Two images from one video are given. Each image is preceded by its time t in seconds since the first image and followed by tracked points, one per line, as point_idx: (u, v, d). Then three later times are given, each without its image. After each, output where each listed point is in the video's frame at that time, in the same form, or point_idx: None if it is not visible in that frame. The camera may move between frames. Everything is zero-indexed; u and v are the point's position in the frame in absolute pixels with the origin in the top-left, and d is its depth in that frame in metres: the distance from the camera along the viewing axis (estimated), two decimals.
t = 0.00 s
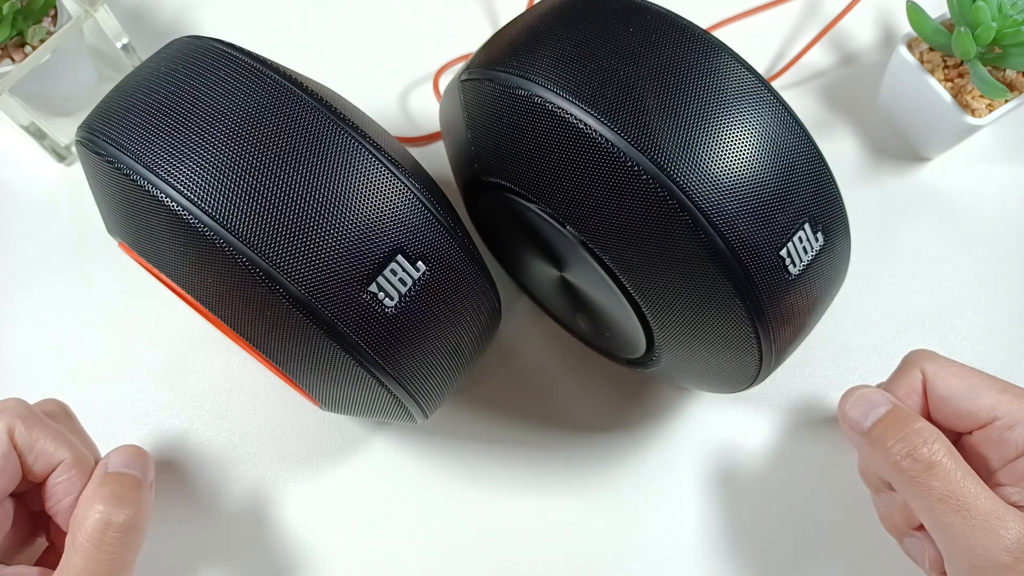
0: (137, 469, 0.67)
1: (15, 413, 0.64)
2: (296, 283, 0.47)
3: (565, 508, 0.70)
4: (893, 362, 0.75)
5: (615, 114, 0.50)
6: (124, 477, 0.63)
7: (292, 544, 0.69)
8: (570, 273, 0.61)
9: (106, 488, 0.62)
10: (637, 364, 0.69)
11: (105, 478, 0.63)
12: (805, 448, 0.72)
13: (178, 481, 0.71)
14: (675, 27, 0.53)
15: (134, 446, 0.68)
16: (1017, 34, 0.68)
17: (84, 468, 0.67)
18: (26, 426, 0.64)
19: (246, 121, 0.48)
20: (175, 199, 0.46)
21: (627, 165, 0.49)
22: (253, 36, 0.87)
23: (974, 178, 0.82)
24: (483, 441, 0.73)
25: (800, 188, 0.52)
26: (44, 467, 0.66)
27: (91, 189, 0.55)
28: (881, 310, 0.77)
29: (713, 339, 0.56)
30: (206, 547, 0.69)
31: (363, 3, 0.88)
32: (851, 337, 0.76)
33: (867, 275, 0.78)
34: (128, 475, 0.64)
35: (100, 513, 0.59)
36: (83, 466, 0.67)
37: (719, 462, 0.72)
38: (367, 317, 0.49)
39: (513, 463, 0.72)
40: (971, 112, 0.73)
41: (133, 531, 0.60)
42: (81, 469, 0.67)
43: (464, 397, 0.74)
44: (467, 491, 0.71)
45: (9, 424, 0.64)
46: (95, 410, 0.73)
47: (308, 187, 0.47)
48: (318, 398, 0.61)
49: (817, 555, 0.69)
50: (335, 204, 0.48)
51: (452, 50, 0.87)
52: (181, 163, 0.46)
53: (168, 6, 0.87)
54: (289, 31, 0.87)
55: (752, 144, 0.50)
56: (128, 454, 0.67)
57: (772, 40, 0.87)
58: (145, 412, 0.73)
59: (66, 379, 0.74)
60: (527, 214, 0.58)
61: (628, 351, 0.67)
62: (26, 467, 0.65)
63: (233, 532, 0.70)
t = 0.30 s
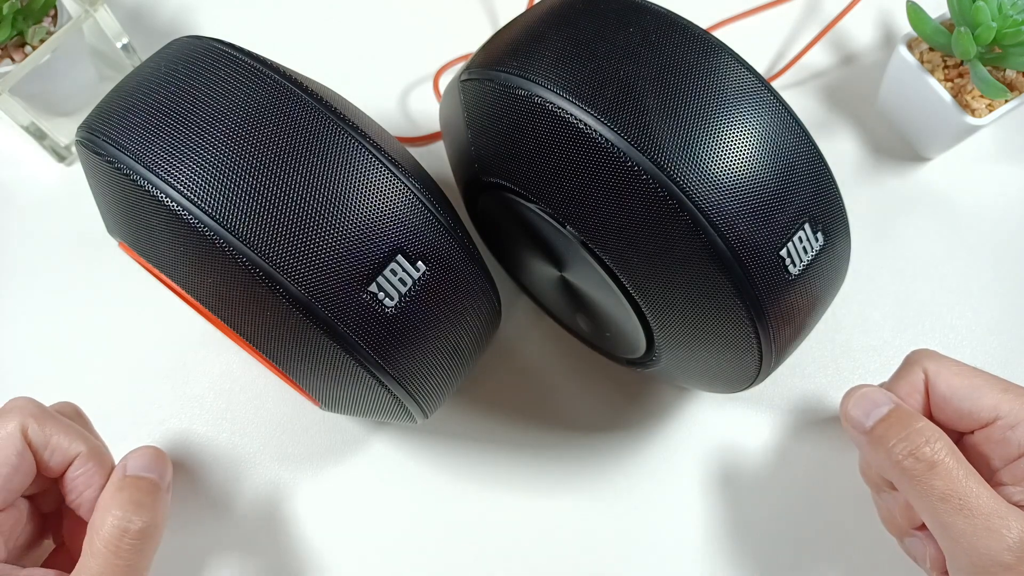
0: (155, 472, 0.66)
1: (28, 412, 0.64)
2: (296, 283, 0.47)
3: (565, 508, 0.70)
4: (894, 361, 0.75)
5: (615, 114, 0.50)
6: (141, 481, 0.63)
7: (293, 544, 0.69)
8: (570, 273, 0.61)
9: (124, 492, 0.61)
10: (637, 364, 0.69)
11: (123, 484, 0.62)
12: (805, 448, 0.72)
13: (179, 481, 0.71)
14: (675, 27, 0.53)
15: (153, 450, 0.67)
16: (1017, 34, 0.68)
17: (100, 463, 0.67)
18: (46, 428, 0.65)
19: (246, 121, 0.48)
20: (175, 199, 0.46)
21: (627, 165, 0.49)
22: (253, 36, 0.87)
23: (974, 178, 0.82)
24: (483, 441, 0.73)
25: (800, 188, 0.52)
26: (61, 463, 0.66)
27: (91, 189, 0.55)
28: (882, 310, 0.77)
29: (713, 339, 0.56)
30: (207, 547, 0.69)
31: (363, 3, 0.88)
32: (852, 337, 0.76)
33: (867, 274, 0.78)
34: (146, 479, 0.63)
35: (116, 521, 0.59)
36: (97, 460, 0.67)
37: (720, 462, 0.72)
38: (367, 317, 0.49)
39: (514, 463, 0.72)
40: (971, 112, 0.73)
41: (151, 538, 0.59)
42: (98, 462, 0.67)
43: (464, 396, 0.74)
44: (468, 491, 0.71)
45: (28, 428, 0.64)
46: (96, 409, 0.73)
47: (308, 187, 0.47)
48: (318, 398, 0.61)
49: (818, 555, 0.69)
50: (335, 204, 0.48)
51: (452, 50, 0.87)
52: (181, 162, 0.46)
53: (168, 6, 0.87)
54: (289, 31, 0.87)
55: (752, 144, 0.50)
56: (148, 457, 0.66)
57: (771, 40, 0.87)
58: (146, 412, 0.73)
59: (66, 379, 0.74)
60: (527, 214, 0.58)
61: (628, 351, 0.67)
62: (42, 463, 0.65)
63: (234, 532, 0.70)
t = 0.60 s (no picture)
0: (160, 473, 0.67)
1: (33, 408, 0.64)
2: (296, 283, 0.47)
3: (566, 509, 0.70)
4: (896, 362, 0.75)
5: (615, 114, 0.50)
6: (147, 481, 0.63)
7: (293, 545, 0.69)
8: (570, 273, 0.61)
9: (130, 492, 0.61)
10: (637, 364, 0.69)
11: (129, 484, 0.62)
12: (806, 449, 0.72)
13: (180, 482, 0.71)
14: (675, 27, 0.53)
15: (159, 450, 0.67)
16: (1017, 34, 0.68)
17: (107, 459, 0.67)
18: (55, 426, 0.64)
19: (246, 121, 0.48)
20: (175, 199, 0.46)
21: (627, 164, 0.49)
22: (253, 35, 0.87)
23: (974, 178, 0.82)
24: (483, 441, 0.73)
25: (800, 188, 0.52)
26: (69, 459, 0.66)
27: (91, 189, 0.55)
28: (881, 310, 0.77)
29: (713, 339, 0.56)
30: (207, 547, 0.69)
31: (363, 3, 0.88)
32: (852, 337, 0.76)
33: (867, 274, 0.78)
34: (152, 479, 0.63)
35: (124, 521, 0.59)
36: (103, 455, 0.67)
37: (720, 462, 0.72)
38: (366, 317, 0.49)
39: (515, 463, 0.72)
40: (971, 112, 0.73)
41: (156, 538, 0.59)
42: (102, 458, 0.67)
43: (464, 396, 0.74)
44: (468, 491, 0.71)
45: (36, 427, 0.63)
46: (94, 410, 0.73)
47: (309, 187, 0.47)
48: (318, 398, 0.61)
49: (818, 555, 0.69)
50: (335, 204, 0.48)
51: (453, 50, 0.87)
52: (181, 162, 0.46)
53: (168, 6, 0.87)
54: (288, 31, 0.87)
55: (752, 144, 0.50)
56: (154, 457, 0.66)
57: (771, 40, 0.87)
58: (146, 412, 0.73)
59: (66, 379, 0.74)
60: (526, 213, 0.58)
61: (628, 351, 0.67)
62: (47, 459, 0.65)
63: (235, 532, 0.70)
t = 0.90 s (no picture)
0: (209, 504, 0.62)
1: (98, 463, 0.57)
2: (296, 283, 0.47)
3: (565, 510, 0.70)
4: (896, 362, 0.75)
5: (616, 114, 0.50)
6: (194, 517, 0.59)
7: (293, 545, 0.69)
8: (571, 273, 0.61)
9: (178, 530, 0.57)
10: (637, 364, 0.69)
11: (181, 514, 0.59)
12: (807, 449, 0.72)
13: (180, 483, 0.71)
14: (675, 27, 0.53)
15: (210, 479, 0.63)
16: (1017, 34, 0.68)
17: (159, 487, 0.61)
18: (115, 475, 0.57)
19: (246, 121, 0.48)
20: (175, 199, 0.46)
21: (627, 164, 0.49)
22: (254, 35, 0.87)
23: (974, 178, 0.82)
24: (483, 442, 0.73)
25: (800, 187, 0.52)
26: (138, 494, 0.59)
27: (90, 189, 0.55)
28: (882, 310, 0.77)
29: (713, 339, 0.56)
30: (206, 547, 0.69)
31: (362, 3, 0.88)
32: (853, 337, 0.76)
33: (867, 275, 0.78)
34: (199, 514, 0.59)
35: (180, 554, 0.55)
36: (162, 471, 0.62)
37: (720, 462, 0.72)
38: (367, 317, 0.49)
39: (515, 464, 0.72)
40: (971, 112, 0.73)
41: None
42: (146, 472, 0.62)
43: (464, 396, 0.74)
44: (468, 491, 0.71)
45: (90, 476, 0.56)
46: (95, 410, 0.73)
47: (309, 187, 0.47)
48: (319, 399, 0.61)
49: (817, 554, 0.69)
50: (335, 204, 0.48)
51: (452, 50, 0.87)
52: (181, 162, 0.46)
53: (168, 6, 0.87)
54: (288, 31, 0.87)
55: (752, 144, 0.50)
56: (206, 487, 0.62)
57: (772, 40, 0.87)
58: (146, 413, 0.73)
59: (66, 380, 0.74)
60: (527, 214, 0.58)
61: (628, 351, 0.67)
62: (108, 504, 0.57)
63: (235, 532, 0.70)
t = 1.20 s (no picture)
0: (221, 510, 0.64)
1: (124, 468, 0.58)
2: (296, 283, 0.47)
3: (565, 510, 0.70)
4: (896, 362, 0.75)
5: (616, 114, 0.50)
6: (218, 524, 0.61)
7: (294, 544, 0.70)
8: (571, 273, 0.61)
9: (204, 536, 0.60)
10: (637, 364, 0.69)
11: (208, 519, 0.61)
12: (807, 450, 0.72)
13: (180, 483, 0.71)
14: (675, 27, 0.53)
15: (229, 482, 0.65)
16: (1017, 34, 0.68)
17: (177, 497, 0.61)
18: (137, 485, 0.57)
19: (247, 121, 0.48)
20: (176, 199, 0.46)
21: (627, 164, 0.49)
22: (254, 35, 0.87)
23: (974, 178, 0.81)
24: (482, 442, 0.73)
25: (800, 187, 0.52)
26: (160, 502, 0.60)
27: (91, 189, 0.55)
28: (882, 310, 0.77)
29: (713, 339, 0.56)
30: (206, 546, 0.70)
31: (362, 3, 0.88)
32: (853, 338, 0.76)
33: (868, 275, 0.78)
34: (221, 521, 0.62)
35: (203, 555, 0.59)
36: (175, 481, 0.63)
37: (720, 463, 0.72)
38: (367, 317, 0.49)
39: (514, 464, 0.72)
40: (971, 112, 0.73)
41: None
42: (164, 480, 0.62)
43: (464, 397, 0.74)
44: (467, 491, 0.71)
45: (114, 484, 0.56)
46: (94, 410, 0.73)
47: (309, 187, 0.47)
48: (319, 399, 0.61)
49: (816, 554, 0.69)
50: (335, 204, 0.48)
51: (452, 50, 0.87)
52: (181, 162, 0.46)
53: (168, 6, 0.87)
54: (288, 31, 0.87)
55: (752, 144, 0.50)
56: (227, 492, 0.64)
57: (772, 40, 0.87)
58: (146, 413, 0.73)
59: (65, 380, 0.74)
60: (526, 213, 0.58)
61: (628, 351, 0.67)
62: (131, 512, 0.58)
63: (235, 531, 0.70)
